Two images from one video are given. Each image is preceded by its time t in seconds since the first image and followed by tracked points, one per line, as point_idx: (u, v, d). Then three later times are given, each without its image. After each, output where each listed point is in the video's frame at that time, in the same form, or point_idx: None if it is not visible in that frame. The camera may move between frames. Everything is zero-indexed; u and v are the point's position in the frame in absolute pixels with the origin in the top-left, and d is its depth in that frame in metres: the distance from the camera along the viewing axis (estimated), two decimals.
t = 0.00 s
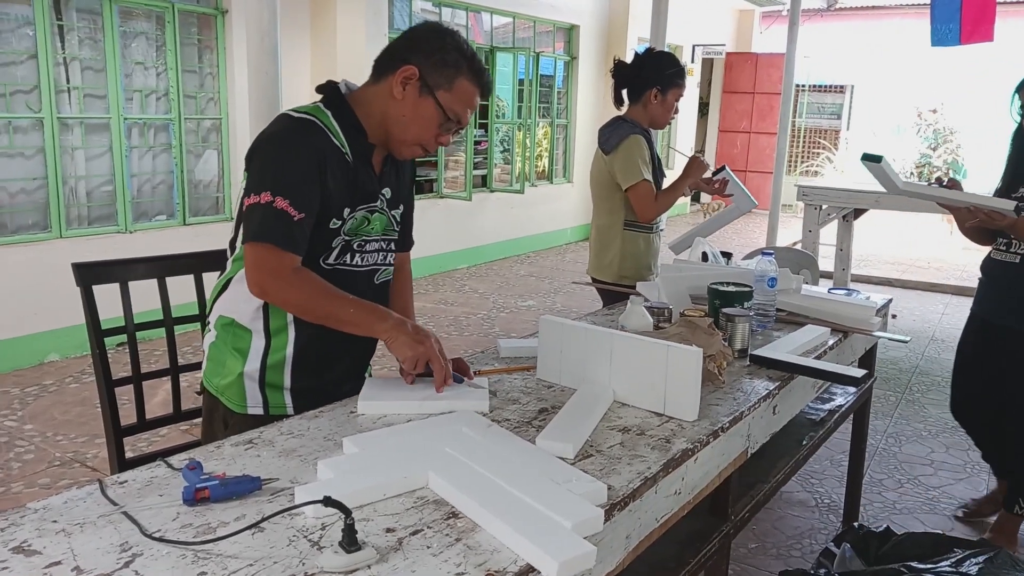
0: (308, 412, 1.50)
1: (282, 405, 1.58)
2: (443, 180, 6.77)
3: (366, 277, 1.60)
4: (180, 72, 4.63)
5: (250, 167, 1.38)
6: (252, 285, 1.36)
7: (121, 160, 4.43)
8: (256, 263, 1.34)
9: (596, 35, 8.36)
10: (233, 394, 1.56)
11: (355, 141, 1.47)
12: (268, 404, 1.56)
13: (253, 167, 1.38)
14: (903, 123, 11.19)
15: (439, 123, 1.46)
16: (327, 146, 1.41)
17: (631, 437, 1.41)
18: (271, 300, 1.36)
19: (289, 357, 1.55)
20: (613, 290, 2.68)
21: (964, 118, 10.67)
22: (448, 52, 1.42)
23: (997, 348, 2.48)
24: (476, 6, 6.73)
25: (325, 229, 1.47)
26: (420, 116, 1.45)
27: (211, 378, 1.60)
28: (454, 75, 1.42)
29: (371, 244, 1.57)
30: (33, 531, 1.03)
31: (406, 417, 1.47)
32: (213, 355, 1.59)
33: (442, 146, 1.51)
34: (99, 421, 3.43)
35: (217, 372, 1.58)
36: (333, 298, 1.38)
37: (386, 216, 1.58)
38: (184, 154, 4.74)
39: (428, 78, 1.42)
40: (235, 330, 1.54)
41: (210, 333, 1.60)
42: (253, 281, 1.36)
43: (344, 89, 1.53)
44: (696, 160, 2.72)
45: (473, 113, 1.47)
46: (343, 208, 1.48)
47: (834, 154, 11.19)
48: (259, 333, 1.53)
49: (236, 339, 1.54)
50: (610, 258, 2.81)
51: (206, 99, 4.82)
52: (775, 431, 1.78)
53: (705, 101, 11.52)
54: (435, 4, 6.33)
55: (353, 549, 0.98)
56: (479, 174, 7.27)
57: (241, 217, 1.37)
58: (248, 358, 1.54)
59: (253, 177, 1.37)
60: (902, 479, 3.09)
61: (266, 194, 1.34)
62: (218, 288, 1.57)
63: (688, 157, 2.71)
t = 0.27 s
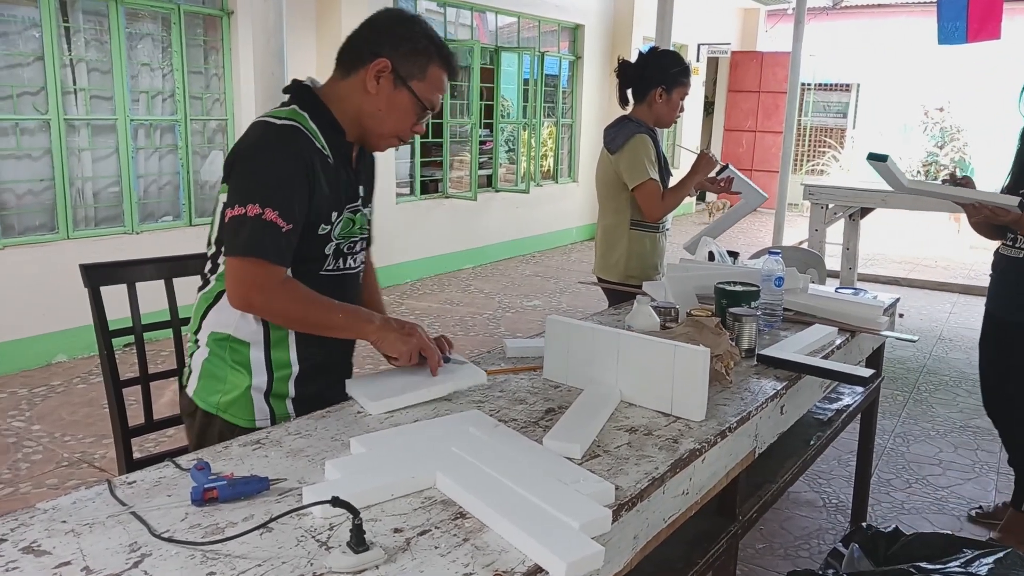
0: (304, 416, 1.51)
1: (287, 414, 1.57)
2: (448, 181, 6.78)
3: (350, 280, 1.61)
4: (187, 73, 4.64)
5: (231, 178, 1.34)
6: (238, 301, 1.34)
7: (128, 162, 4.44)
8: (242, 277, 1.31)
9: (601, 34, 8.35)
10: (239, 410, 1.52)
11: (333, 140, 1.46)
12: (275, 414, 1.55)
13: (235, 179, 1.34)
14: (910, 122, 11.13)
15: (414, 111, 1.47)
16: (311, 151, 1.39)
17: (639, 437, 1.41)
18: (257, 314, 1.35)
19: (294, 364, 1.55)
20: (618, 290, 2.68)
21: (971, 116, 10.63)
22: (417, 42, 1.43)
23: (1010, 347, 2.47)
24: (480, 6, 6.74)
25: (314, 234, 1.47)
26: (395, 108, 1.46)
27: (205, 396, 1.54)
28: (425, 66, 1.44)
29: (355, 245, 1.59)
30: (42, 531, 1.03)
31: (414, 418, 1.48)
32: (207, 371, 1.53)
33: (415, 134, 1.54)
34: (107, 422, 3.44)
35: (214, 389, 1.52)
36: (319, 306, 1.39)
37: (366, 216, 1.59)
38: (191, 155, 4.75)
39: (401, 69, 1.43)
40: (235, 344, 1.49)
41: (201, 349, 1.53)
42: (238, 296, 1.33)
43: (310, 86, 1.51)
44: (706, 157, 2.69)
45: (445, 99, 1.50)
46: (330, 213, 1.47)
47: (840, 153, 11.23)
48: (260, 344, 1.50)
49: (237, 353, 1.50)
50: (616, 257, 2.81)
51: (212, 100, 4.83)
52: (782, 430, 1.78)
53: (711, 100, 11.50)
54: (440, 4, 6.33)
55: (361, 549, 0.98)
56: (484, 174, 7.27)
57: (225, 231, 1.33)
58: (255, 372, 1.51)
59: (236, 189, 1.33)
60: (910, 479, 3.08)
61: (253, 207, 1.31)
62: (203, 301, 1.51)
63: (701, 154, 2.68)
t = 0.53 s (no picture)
0: (299, 419, 1.50)
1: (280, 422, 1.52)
2: (454, 180, 6.79)
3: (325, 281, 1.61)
4: (194, 73, 4.65)
5: (236, 183, 1.30)
6: (267, 310, 1.31)
7: (136, 161, 4.46)
8: (272, 284, 1.29)
9: (607, 33, 8.35)
10: (237, 423, 1.46)
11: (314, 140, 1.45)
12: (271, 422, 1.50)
13: (240, 186, 1.29)
14: (917, 119, 11.06)
15: (385, 107, 1.49)
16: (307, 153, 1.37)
17: (646, 437, 1.41)
18: (285, 321, 1.33)
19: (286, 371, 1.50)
20: (625, 289, 2.68)
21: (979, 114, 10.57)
22: (386, 38, 1.45)
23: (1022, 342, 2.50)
24: (486, 5, 6.73)
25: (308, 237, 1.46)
26: (370, 105, 1.47)
27: (193, 413, 1.45)
28: (396, 61, 1.46)
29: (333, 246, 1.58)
30: (50, 530, 1.04)
31: (420, 417, 1.48)
32: (194, 388, 1.44)
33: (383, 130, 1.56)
34: (114, 420, 3.45)
35: (204, 404, 1.45)
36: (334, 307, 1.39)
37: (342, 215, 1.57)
38: (198, 155, 4.77)
39: (373, 66, 1.44)
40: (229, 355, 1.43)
41: (184, 365, 1.44)
42: (267, 305, 1.31)
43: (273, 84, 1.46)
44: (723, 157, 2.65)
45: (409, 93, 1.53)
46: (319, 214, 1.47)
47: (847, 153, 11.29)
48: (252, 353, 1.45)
49: (231, 364, 1.44)
50: (623, 256, 2.81)
51: (219, 99, 4.85)
52: (789, 430, 1.77)
53: (717, 98, 11.48)
54: (446, 4, 6.33)
55: (368, 548, 0.99)
56: (491, 173, 7.28)
57: (242, 239, 1.29)
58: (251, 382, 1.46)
59: (246, 195, 1.28)
60: (918, 478, 3.07)
61: (275, 212, 1.28)
62: (183, 314, 1.42)
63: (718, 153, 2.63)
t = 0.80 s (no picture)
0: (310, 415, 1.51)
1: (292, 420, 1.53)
2: (459, 178, 6.79)
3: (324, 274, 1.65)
4: (200, 71, 4.66)
5: (272, 170, 1.34)
6: (319, 290, 1.38)
7: (142, 159, 4.46)
8: (323, 263, 1.36)
9: (612, 31, 8.33)
10: (251, 423, 1.47)
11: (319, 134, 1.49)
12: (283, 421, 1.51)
13: (278, 172, 1.34)
14: (925, 118, 11.01)
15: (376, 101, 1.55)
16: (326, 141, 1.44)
17: (651, 435, 1.41)
18: (334, 300, 1.40)
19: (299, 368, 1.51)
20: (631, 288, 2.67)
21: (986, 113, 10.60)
22: (375, 36, 1.52)
23: None
24: (492, 3, 6.73)
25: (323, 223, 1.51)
26: (364, 99, 1.52)
27: (207, 415, 1.45)
28: (385, 57, 1.53)
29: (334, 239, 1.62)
30: (58, 525, 1.04)
31: (426, 413, 1.48)
32: (209, 389, 1.45)
33: (369, 125, 1.61)
34: (121, 417, 3.46)
35: (219, 406, 1.45)
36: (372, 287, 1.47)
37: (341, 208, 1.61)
38: (204, 153, 4.77)
39: (365, 62, 1.50)
40: (247, 354, 1.43)
41: (197, 367, 1.44)
42: (319, 285, 1.37)
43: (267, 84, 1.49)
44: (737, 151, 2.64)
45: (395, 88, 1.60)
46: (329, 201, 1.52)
47: (853, 150, 11.12)
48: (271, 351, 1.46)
49: (247, 364, 1.44)
50: (628, 254, 2.80)
51: (225, 97, 4.86)
52: (795, 429, 1.76)
53: (723, 97, 11.45)
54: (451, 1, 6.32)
55: (375, 544, 0.99)
56: (496, 171, 7.27)
57: (289, 222, 1.34)
58: (266, 381, 1.47)
59: (287, 179, 1.34)
60: (924, 478, 3.05)
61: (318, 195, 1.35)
62: (198, 312, 1.42)
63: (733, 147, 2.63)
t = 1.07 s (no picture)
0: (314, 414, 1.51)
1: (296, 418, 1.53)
2: (463, 177, 6.79)
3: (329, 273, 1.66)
4: (205, 71, 4.67)
5: (289, 158, 1.38)
6: (344, 274, 1.42)
7: (147, 158, 4.48)
8: (346, 249, 1.41)
9: (617, 30, 8.32)
10: (257, 419, 1.47)
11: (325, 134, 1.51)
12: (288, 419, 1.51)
13: (295, 162, 1.38)
14: (930, 116, 10.84)
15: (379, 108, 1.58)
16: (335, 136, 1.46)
17: (654, 434, 1.41)
18: (357, 285, 1.44)
19: (307, 366, 1.51)
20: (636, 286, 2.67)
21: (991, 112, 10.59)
22: (379, 44, 1.55)
23: None
24: (496, 3, 6.73)
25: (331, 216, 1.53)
26: (369, 104, 1.55)
27: (212, 409, 1.45)
28: (389, 65, 1.56)
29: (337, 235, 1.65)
30: (63, 523, 1.05)
31: (428, 412, 1.49)
32: (216, 382, 1.45)
33: (371, 131, 1.63)
34: (126, 416, 3.48)
35: (225, 399, 1.45)
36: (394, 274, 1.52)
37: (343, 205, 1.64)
38: (209, 152, 4.79)
39: (372, 68, 1.53)
40: (256, 347, 1.44)
41: (204, 360, 1.44)
42: (343, 269, 1.42)
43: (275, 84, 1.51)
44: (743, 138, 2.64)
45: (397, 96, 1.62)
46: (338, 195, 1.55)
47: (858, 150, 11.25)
48: (281, 346, 1.46)
49: (255, 358, 1.45)
50: (634, 251, 2.80)
51: (230, 97, 4.87)
52: (798, 428, 1.76)
53: (727, 96, 11.45)
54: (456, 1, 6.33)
55: (377, 543, 0.99)
56: (501, 170, 7.28)
57: (310, 208, 1.38)
58: (273, 376, 1.46)
59: (305, 167, 1.37)
60: (928, 478, 3.05)
61: (336, 180, 1.39)
62: (209, 306, 1.43)
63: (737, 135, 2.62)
